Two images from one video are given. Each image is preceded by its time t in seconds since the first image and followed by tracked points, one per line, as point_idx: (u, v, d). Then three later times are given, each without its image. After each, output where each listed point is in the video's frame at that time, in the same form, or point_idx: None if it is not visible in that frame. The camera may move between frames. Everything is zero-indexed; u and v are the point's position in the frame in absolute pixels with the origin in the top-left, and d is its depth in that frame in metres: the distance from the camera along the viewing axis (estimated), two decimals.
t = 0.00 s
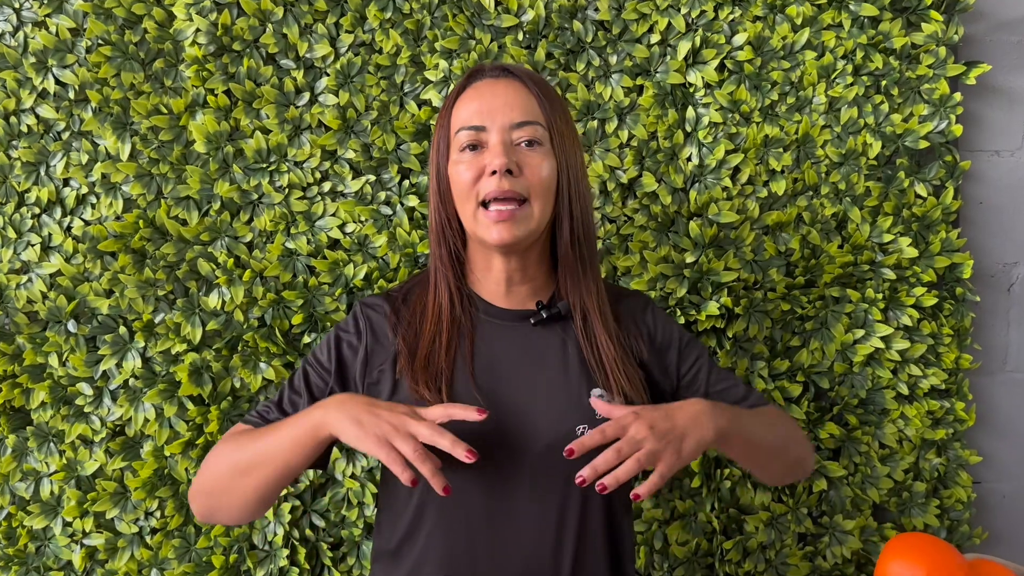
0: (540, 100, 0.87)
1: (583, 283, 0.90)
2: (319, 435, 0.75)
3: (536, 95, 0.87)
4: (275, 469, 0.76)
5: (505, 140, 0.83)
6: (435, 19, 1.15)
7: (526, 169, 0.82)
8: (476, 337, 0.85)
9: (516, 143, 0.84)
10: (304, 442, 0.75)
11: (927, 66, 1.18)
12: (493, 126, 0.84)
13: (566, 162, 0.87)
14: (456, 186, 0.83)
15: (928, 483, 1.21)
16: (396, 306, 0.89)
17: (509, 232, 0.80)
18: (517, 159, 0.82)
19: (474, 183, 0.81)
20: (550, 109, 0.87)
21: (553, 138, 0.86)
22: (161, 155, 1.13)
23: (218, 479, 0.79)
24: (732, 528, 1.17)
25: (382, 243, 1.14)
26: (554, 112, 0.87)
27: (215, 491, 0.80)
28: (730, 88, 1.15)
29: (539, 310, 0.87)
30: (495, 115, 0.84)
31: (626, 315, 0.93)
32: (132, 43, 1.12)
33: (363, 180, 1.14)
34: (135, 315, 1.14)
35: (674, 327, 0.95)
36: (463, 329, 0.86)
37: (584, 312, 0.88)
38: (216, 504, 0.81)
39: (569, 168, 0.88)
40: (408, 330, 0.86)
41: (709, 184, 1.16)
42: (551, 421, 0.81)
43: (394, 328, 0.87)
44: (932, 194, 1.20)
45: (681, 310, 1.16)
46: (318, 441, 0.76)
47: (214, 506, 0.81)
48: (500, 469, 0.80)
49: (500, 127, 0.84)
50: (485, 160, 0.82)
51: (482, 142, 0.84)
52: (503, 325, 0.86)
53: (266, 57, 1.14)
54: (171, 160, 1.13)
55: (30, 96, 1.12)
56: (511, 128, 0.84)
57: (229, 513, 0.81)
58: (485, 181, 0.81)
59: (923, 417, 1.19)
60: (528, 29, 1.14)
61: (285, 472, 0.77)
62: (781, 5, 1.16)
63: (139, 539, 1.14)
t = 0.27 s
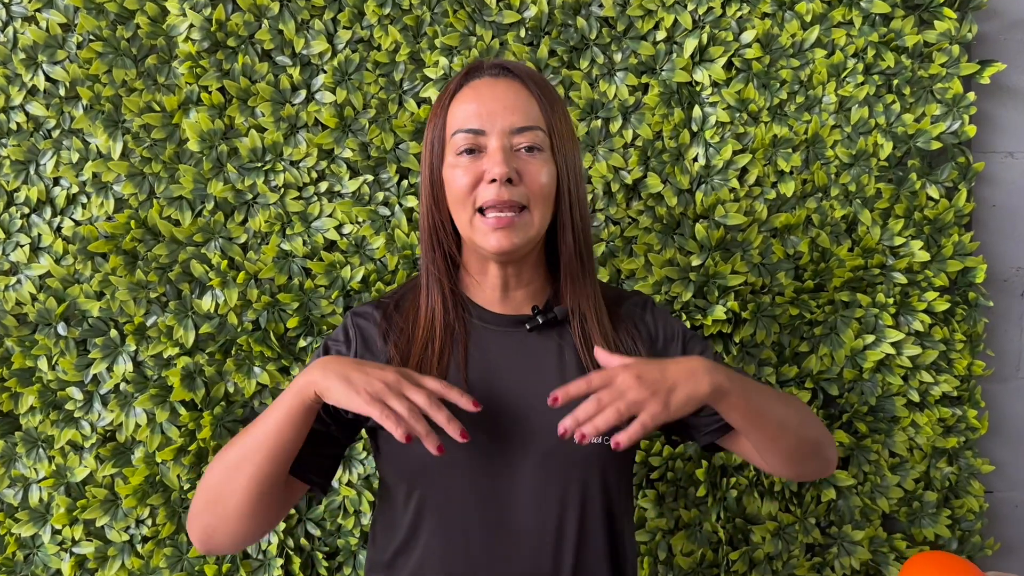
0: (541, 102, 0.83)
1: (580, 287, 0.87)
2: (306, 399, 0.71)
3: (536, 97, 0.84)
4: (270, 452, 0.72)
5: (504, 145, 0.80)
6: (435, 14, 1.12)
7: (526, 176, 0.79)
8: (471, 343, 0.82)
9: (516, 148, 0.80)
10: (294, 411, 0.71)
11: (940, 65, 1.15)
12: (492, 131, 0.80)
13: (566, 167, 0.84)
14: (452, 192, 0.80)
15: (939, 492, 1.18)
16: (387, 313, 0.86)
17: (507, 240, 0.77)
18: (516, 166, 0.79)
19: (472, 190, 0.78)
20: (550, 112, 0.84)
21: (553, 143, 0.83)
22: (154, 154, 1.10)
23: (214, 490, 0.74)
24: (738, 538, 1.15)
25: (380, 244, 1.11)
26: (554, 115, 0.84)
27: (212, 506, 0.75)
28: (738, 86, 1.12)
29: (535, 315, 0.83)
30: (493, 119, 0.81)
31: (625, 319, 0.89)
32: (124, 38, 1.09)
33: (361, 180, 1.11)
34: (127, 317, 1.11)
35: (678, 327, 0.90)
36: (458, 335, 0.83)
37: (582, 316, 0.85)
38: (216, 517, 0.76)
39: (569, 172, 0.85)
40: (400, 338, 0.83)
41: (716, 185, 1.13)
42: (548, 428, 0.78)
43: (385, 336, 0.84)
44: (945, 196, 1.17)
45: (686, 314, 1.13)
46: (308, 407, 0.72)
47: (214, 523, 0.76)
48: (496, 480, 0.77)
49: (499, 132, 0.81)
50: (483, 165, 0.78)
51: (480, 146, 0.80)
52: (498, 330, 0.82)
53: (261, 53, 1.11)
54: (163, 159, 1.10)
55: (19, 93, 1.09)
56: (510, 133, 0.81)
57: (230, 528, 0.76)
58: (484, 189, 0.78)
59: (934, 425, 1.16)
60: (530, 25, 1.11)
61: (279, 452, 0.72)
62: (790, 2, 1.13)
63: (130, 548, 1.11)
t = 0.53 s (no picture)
0: (547, 114, 0.77)
1: (581, 293, 0.84)
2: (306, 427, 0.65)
3: (543, 106, 0.77)
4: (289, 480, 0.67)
5: (510, 163, 0.75)
6: (438, 9, 1.09)
7: (533, 196, 0.76)
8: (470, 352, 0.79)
9: (522, 164, 0.76)
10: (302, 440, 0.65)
11: (955, 63, 1.12)
12: (497, 146, 0.75)
13: (571, 179, 0.79)
14: (456, 208, 0.76)
15: (952, 500, 1.15)
16: (382, 317, 0.82)
17: (513, 267, 0.75)
18: (524, 188, 0.75)
19: (476, 209, 0.74)
20: (558, 124, 0.78)
21: (560, 156, 0.78)
22: (149, 151, 1.07)
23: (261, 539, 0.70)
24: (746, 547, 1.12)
25: (380, 245, 1.08)
26: (561, 126, 0.78)
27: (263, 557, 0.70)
28: (748, 84, 1.10)
29: (535, 320, 0.81)
30: (500, 132, 0.75)
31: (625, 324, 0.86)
32: (120, 33, 1.07)
33: (361, 179, 1.08)
34: (121, 318, 1.09)
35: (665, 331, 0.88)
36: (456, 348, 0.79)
37: (584, 320, 0.82)
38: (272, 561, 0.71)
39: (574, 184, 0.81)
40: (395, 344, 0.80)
41: (725, 185, 1.10)
42: (549, 435, 0.75)
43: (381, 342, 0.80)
44: (959, 197, 1.14)
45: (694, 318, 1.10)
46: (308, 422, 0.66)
47: None
48: (496, 491, 0.74)
49: (505, 147, 0.75)
50: (489, 184, 0.74)
51: (484, 162, 0.75)
52: (498, 338, 0.80)
53: (260, 49, 1.09)
54: (159, 157, 1.07)
55: (12, 89, 1.07)
56: (517, 148, 0.75)
57: None
58: (491, 210, 0.74)
59: (947, 432, 1.13)
60: (535, 21, 1.09)
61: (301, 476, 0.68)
62: None
63: (123, 554, 1.09)
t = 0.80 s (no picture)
0: (560, 110, 0.75)
1: (597, 300, 0.81)
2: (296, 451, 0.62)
3: (559, 104, 0.76)
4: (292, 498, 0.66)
5: (523, 161, 0.73)
6: (444, 6, 1.07)
7: (546, 195, 0.74)
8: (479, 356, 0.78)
9: (534, 163, 0.74)
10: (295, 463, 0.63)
11: (970, 62, 1.10)
12: (510, 144, 0.73)
13: (587, 180, 0.77)
14: (466, 205, 0.74)
15: (965, 507, 1.13)
16: (390, 318, 0.81)
17: (520, 258, 0.73)
18: (535, 184, 0.73)
19: (488, 208, 0.73)
20: (570, 120, 0.76)
21: (573, 154, 0.77)
22: (150, 149, 1.06)
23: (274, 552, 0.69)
24: (755, 554, 1.10)
25: (384, 245, 1.06)
26: (574, 123, 0.76)
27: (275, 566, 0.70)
28: (759, 82, 1.08)
29: (547, 325, 0.79)
30: (512, 130, 0.73)
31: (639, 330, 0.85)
32: (121, 29, 1.05)
33: (365, 178, 1.07)
34: (121, 319, 1.07)
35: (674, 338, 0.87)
36: (465, 349, 0.78)
37: (597, 327, 0.80)
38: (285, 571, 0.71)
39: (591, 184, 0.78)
40: (404, 343, 0.79)
41: (736, 185, 1.08)
42: (561, 448, 0.73)
43: (390, 342, 0.79)
44: (973, 199, 1.12)
45: (703, 320, 1.08)
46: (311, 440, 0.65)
47: None
48: (505, 502, 0.73)
49: (517, 145, 0.73)
50: (501, 183, 0.73)
51: (496, 160, 0.74)
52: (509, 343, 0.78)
53: (262, 45, 1.07)
54: (161, 155, 1.06)
55: (12, 85, 1.05)
56: (531, 147, 0.74)
57: None
58: (501, 209, 0.72)
59: (960, 437, 1.11)
60: (543, 18, 1.07)
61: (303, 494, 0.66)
62: None
63: (123, 558, 1.07)
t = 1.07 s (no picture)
0: (564, 105, 0.74)
1: (605, 304, 0.80)
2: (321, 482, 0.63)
3: (562, 99, 0.74)
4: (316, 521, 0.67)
5: (524, 158, 0.72)
6: (448, 3, 1.06)
7: (547, 192, 0.73)
8: (487, 357, 0.77)
9: (537, 160, 0.73)
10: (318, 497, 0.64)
11: (979, 61, 1.09)
12: (511, 140, 0.72)
13: (593, 175, 0.75)
14: (469, 204, 0.74)
15: (973, 511, 1.12)
16: (399, 316, 0.80)
17: (524, 259, 0.72)
18: (538, 183, 0.72)
19: (490, 204, 0.72)
20: (576, 115, 0.74)
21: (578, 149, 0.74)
22: (152, 147, 1.05)
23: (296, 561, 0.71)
24: (760, 557, 1.09)
25: (387, 244, 1.06)
26: (580, 117, 0.75)
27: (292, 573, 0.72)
28: (766, 81, 1.07)
29: (556, 328, 0.79)
30: (513, 126, 0.72)
31: (648, 331, 0.84)
32: (122, 26, 1.04)
33: (368, 177, 1.06)
34: (122, 318, 1.06)
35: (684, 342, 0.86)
36: (473, 349, 0.77)
37: (607, 329, 0.79)
38: None
39: (598, 180, 0.76)
40: (413, 340, 0.78)
41: (742, 186, 1.07)
42: (569, 453, 0.72)
43: (398, 341, 0.78)
44: (982, 200, 1.11)
45: (709, 321, 1.07)
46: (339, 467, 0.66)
47: None
48: (512, 507, 0.72)
49: (518, 141, 0.72)
50: (502, 180, 0.72)
51: (499, 157, 0.73)
52: (518, 343, 0.78)
53: (265, 43, 1.06)
54: (162, 153, 1.05)
55: (13, 82, 1.04)
56: (532, 143, 0.72)
57: None
58: (502, 207, 0.71)
59: (968, 440, 1.10)
60: (548, 16, 1.06)
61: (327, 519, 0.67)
62: None
63: (123, 559, 1.07)
